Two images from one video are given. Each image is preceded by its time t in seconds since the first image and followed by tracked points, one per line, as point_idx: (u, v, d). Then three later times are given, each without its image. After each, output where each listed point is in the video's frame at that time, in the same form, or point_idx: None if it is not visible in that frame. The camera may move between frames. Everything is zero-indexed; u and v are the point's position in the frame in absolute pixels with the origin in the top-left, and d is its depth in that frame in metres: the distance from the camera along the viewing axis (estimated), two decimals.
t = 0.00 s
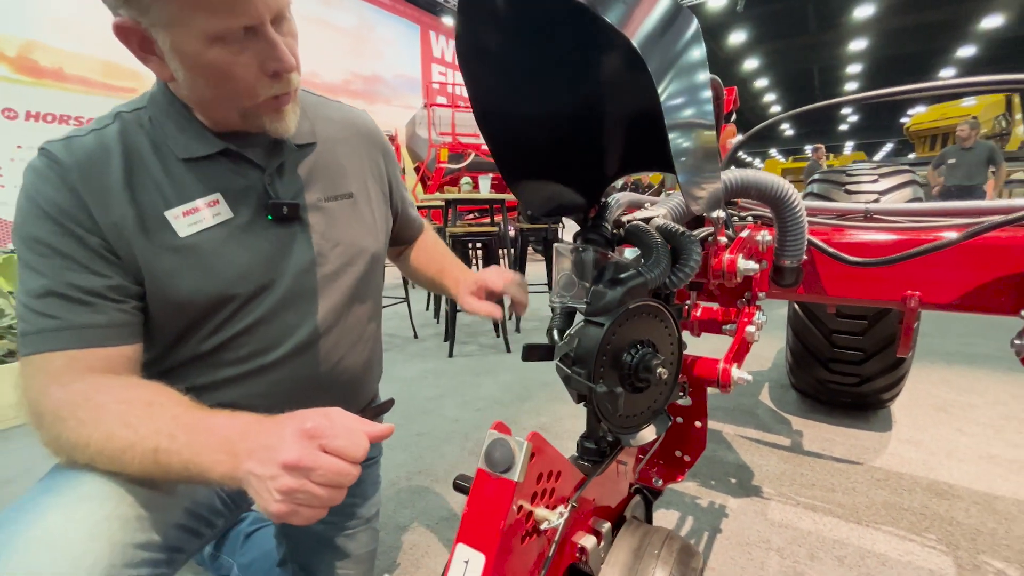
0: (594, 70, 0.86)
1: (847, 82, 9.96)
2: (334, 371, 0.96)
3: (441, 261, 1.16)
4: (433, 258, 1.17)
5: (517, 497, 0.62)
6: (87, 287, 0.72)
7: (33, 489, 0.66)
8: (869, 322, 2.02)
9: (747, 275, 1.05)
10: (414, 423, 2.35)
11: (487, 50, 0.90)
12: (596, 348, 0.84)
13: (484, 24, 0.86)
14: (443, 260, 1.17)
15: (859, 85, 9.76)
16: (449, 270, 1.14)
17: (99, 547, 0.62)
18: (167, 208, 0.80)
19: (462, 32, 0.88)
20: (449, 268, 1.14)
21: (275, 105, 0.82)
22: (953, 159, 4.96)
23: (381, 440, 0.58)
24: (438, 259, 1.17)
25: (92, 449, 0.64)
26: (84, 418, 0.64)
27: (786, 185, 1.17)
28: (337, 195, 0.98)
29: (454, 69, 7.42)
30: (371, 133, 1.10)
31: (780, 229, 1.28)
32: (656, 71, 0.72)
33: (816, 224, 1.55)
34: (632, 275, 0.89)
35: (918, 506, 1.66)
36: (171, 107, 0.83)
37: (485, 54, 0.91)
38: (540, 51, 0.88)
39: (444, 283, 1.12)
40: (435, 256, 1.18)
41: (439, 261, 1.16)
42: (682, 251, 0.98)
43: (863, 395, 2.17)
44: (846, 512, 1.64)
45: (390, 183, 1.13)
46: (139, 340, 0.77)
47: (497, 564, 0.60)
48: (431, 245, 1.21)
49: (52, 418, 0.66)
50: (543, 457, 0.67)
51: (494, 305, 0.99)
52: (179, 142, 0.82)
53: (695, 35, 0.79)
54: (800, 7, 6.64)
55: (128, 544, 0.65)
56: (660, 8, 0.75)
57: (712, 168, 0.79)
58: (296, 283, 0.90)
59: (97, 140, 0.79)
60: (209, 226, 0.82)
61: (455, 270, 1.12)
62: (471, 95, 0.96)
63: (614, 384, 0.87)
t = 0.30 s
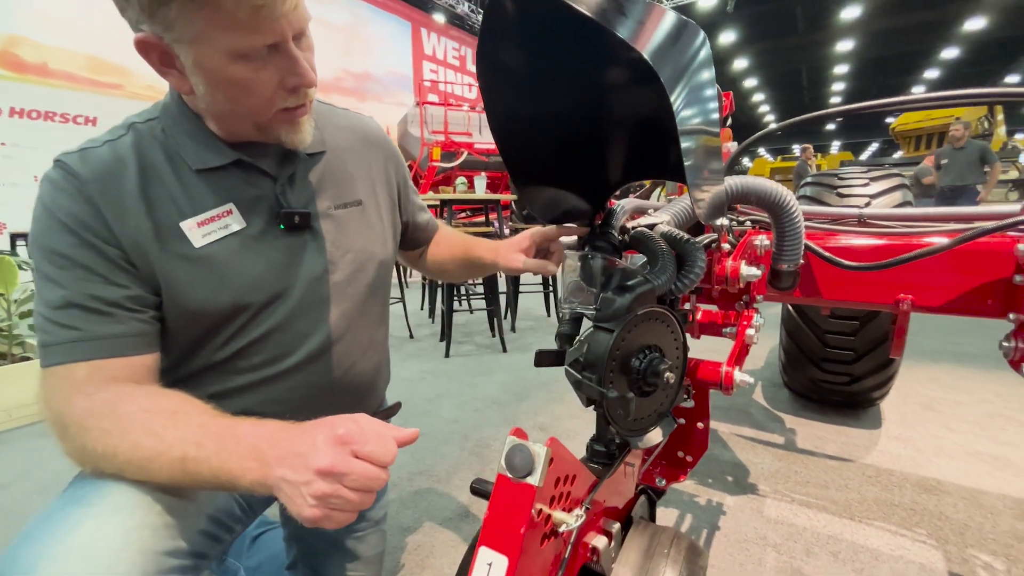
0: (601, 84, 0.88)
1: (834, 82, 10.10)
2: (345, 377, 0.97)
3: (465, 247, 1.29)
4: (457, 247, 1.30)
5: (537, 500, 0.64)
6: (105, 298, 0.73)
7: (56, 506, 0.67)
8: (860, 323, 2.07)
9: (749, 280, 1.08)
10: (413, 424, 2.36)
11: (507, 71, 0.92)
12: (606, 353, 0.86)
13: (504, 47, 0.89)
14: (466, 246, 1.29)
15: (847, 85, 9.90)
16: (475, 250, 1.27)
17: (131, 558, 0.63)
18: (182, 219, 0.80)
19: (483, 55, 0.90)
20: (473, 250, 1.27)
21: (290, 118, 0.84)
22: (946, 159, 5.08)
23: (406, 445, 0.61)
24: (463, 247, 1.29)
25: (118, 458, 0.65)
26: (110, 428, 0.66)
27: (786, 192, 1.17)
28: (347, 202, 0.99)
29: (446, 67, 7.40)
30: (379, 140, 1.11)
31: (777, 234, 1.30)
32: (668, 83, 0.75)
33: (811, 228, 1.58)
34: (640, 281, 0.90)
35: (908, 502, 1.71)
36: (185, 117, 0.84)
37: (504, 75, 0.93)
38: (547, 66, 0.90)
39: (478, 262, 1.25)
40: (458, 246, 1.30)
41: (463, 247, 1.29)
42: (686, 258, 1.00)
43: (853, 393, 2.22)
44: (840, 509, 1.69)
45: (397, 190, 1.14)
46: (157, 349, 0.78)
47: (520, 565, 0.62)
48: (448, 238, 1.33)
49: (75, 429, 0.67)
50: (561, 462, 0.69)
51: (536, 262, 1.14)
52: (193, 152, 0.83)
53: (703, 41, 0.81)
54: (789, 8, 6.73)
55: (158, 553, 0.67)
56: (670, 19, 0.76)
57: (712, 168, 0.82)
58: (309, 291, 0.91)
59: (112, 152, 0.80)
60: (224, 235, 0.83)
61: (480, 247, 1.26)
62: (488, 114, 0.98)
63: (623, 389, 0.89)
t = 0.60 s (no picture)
0: (608, 95, 0.91)
1: (824, 83, 10.23)
2: (356, 382, 0.98)
3: (465, 265, 1.20)
4: (457, 262, 1.21)
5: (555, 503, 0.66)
6: (120, 304, 0.73)
7: (76, 513, 0.67)
8: (855, 324, 2.11)
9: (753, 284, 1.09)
10: (414, 425, 2.37)
11: (525, 83, 0.94)
12: (617, 357, 0.87)
13: (523, 62, 0.91)
14: (466, 264, 1.20)
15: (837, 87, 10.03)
16: (475, 269, 1.17)
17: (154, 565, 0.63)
18: (196, 225, 0.80)
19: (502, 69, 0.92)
20: (473, 269, 1.17)
21: (304, 124, 0.85)
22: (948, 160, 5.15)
23: (426, 450, 0.61)
24: (463, 265, 1.20)
25: (137, 465, 0.65)
26: (128, 435, 0.66)
27: (785, 198, 1.18)
28: (357, 208, 0.99)
29: (441, 67, 7.41)
30: (388, 147, 1.12)
31: (776, 241, 1.32)
32: (681, 89, 0.76)
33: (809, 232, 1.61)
34: (649, 287, 0.92)
35: (903, 499, 1.75)
36: (198, 124, 0.84)
37: (522, 87, 0.95)
38: (562, 77, 0.92)
39: (474, 283, 1.15)
40: (459, 262, 1.22)
41: (464, 264, 1.20)
42: (692, 264, 1.02)
43: (848, 393, 2.26)
44: (837, 507, 1.72)
45: (405, 196, 1.15)
46: (170, 355, 0.78)
47: (540, 566, 0.64)
48: (451, 249, 1.26)
49: (93, 436, 0.67)
50: (578, 465, 0.71)
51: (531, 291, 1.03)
52: (205, 158, 0.83)
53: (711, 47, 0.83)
54: (779, 9, 6.82)
55: (180, 559, 0.67)
56: (679, 27, 0.78)
57: (715, 168, 0.81)
58: (320, 297, 0.91)
59: (126, 158, 0.80)
60: (237, 241, 0.83)
61: (479, 267, 1.16)
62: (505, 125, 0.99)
63: (633, 392, 0.91)
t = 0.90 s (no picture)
0: (611, 112, 0.94)
1: (817, 86, 10.33)
2: (367, 389, 1.00)
3: (475, 278, 1.23)
4: (467, 275, 1.24)
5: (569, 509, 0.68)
6: (140, 316, 0.74)
7: (100, 524, 0.68)
8: (850, 328, 2.15)
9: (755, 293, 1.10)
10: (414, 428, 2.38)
11: (538, 99, 0.98)
12: (625, 365, 0.89)
13: (538, 78, 0.95)
14: (476, 277, 1.24)
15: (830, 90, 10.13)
16: (487, 283, 1.21)
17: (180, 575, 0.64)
18: (212, 237, 0.82)
19: (518, 81, 0.97)
20: (485, 283, 1.21)
21: (318, 138, 0.86)
22: (945, 163, 5.21)
23: (444, 460, 0.63)
24: (474, 277, 1.24)
25: (160, 475, 0.66)
26: (150, 447, 0.67)
27: (784, 205, 1.20)
28: (367, 218, 1.01)
29: (436, 68, 7.43)
30: (397, 158, 1.14)
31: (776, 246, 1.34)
32: (690, 100, 0.79)
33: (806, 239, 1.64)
34: (654, 296, 0.93)
35: (897, 501, 1.78)
36: (214, 138, 0.86)
37: (535, 102, 0.99)
38: (574, 93, 0.95)
39: (487, 297, 1.20)
40: (468, 274, 1.25)
41: (474, 276, 1.24)
42: (696, 273, 1.04)
43: (843, 396, 2.29)
44: (833, 508, 1.75)
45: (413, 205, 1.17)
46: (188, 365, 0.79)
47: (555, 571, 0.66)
48: (459, 260, 1.28)
49: (115, 447, 0.68)
50: (589, 472, 0.73)
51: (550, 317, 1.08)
52: (221, 172, 0.84)
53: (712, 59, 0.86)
54: (771, 13, 6.92)
55: (203, 569, 0.68)
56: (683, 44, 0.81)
57: (716, 172, 0.85)
58: (332, 307, 0.92)
59: (143, 172, 0.81)
60: (252, 253, 0.84)
61: (492, 282, 1.20)
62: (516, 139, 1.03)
63: (640, 399, 0.93)
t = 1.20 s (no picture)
0: (614, 125, 0.97)
1: (809, 89, 10.43)
2: (375, 396, 1.01)
3: (475, 297, 1.24)
4: (469, 291, 1.26)
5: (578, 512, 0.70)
6: (156, 325, 0.76)
7: (122, 531, 0.70)
8: (843, 332, 2.19)
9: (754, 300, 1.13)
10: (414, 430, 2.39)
11: (547, 114, 1.01)
12: (628, 372, 0.91)
13: (546, 95, 0.98)
14: (477, 296, 1.25)
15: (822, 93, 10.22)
16: (485, 305, 1.22)
17: None
18: (225, 248, 0.83)
19: (528, 100, 0.99)
20: (484, 304, 1.22)
21: (330, 152, 0.88)
22: (940, 167, 5.27)
23: (457, 465, 0.65)
24: (474, 295, 1.25)
25: (179, 482, 0.68)
26: (169, 453, 0.68)
27: (780, 213, 1.23)
28: (375, 228, 1.03)
29: (432, 69, 7.42)
30: (405, 170, 1.16)
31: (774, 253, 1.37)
32: (696, 107, 0.82)
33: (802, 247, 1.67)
34: (656, 303, 0.95)
35: (890, 501, 1.82)
36: (228, 149, 0.87)
37: (544, 117, 1.02)
38: (581, 107, 0.98)
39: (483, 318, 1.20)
40: (470, 290, 1.26)
41: (475, 294, 1.25)
42: (696, 282, 1.07)
43: (837, 398, 2.33)
44: (828, 509, 1.79)
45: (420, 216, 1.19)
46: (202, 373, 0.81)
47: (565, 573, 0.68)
48: (464, 275, 1.30)
49: (134, 454, 0.69)
50: (596, 476, 0.75)
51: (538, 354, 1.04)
52: (234, 184, 0.86)
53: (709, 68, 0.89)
54: (764, 17, 6.98)
55: (222, 571, 0.70)
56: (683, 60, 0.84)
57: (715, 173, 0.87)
58: (342, 315, 0.94)
59: (158, 183, 0.83)
60: (263, 263, 0.86)
61: (491, 305, 1.21)
62: (524, 152, 1.06)
63: (642, 405, 0.95)
